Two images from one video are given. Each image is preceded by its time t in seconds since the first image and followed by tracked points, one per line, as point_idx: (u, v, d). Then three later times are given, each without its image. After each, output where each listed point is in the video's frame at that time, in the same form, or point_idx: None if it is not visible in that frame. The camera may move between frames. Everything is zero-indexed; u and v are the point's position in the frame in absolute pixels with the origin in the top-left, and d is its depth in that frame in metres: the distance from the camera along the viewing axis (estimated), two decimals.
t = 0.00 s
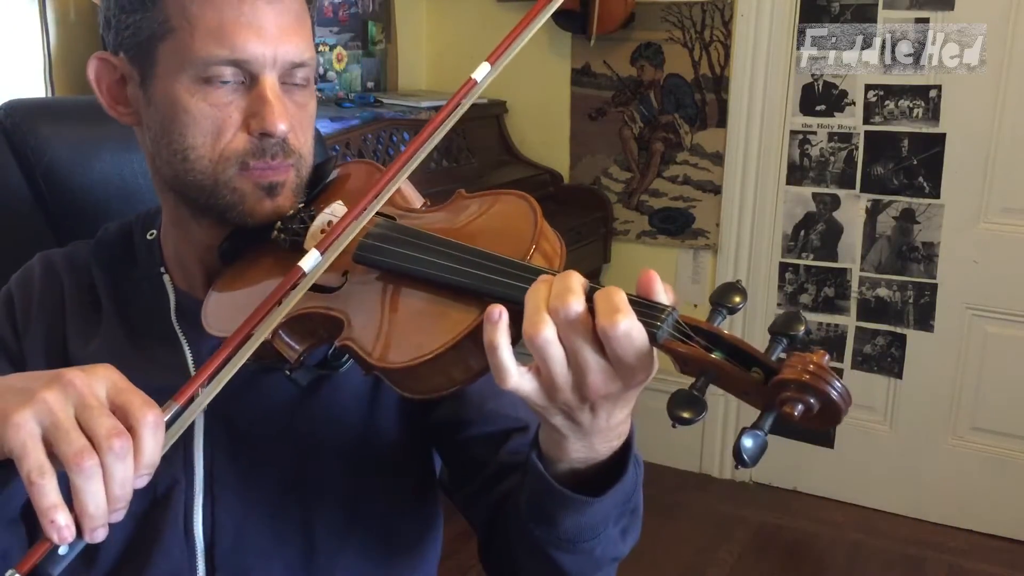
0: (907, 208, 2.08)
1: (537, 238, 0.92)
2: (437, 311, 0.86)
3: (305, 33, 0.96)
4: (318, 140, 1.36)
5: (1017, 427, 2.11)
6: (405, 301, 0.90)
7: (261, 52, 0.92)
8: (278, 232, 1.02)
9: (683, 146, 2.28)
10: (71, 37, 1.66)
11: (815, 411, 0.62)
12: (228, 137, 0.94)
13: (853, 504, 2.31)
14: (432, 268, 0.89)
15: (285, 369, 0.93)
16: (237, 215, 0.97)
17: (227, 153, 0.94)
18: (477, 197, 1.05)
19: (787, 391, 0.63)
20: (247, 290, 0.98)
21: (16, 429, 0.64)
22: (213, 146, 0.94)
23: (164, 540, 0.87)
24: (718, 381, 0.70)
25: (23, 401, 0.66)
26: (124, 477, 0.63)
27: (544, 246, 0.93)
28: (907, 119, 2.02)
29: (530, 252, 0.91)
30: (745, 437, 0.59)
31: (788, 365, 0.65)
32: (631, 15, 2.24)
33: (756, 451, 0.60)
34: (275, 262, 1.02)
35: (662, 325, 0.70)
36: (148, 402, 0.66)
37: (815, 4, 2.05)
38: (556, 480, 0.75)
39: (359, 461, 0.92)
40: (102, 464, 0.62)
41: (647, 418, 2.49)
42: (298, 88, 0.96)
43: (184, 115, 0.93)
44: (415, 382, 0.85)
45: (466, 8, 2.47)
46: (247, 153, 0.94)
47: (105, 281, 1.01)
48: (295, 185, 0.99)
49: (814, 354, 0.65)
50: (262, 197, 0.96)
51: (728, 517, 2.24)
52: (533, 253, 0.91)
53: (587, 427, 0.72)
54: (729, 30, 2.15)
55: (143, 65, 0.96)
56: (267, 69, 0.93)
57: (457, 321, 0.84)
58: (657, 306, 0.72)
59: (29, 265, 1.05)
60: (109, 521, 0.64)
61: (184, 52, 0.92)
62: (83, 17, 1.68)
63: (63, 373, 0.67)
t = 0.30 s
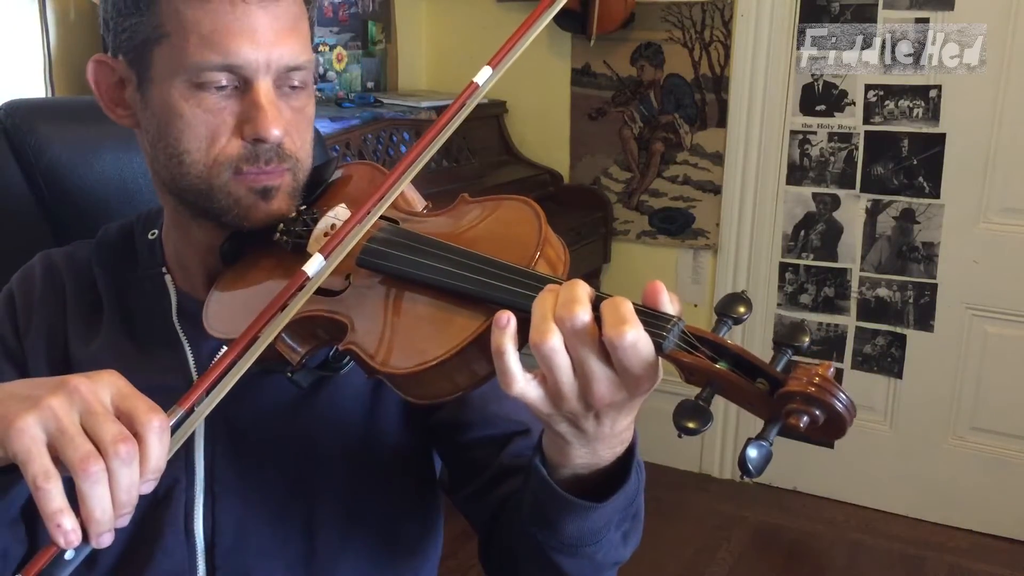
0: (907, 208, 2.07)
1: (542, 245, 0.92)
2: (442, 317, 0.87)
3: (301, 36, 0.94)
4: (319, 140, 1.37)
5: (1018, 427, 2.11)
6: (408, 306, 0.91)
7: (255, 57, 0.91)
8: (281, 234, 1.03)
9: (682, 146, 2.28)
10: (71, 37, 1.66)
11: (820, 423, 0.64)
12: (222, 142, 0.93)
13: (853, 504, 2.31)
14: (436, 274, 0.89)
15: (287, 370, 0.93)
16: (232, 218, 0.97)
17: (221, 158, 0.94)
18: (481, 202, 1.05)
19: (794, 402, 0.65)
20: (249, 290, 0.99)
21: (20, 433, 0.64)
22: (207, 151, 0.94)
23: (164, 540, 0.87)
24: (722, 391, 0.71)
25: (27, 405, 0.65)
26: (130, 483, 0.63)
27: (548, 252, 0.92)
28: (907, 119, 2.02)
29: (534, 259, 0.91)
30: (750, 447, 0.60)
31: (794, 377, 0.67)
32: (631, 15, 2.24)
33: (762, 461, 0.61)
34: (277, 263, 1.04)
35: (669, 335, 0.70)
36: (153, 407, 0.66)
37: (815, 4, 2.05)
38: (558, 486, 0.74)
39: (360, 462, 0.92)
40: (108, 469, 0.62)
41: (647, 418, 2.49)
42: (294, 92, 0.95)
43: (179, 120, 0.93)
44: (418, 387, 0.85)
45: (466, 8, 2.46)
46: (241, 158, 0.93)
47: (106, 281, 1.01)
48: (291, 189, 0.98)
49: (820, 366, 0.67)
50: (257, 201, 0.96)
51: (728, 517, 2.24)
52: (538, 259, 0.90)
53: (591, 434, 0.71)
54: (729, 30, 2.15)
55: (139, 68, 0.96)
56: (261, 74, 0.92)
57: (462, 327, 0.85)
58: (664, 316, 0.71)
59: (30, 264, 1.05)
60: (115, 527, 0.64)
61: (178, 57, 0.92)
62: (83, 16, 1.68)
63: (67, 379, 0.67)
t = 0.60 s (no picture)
0: (907, 208, 2.08)
1: (547, 253, 0.92)
2: (447, 324, 0.87)
3: (287, 47, 0.92)
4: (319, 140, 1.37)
5: (1018, 427, 2.11)
6: (412, 314, 0.91)
7: (234, 69, 0.89)
8: (283, 239, 1.04)
9: (682, 146, 2.28)
10: (70, 36, 1.65)
11: (828, 436, 0.65)
12: (202, 152, 0.93)
13: (853, 504, 2.31)
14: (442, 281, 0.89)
15: (290, 374, 0.92)
16: (213, 227, 0.96)
17: (200, 168, 0.93)
18: (483, 208, 1.05)
19: (802, 415, 0.65)
20: (251, 294, 1.00)
21: (2, 470, 0.59)
22: (188, 160, 0.93)
23: (167, 542, 0.87)
24: (728, 404, 0.71)
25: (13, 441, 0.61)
26: (120, 522, 0.58)
27: (552, 260, 0.93)
28: (907, 119, 2.02)
29: (540, 266, 0.91)
30: (757, 460, 0.60)
31: (801, 391, 0.67)
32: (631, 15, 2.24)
33: (768, 473, 0.61)
34: (278, 267, 1.04)
35: (675, 347, 0.71)
36: (144, 442, 0.60)
37: (815, 4, 2.05)
38: (563, 493, 0.74)
39: (362, 464, 0.92)
40: (97, 508, 0.58)
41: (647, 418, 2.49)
42: (281, 103, 0.93)
43: (161, 128, 0.93)
44: (425, 396, 0.85)
45: (466, 8, 2.46)
46: (219, 169, 0.92)
47: (107, 282, 1.01)
48: (274, 200, 0.97)
49: (827, 379, 0.67)
50: (237, 212, 0.95)
51: (728, 517, 2.24)
52: (542, 267, 0.91)
53: (596, 443, 0.71)
54: (729, 30, 2.15)
55: (131, 72, 0.96)
56: (242, 86, 0.90)
57: (468, 335, 0.85)
58: (671, 327, 0.72)
59: (31, 265, 1.05)
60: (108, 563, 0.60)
61: (161, 65, 0.91)
62: (83, 16, 1.68)
63: (56, 413, 0.62)
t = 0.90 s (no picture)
0: (907, 208, 2.08)
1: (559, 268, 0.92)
2: (458, 339, 0.87)
3: (300, 56, 0.92)
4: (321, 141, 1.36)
5: (1017, 427, 2.11)
6: (422, 326, 0.91)
7: (247, 78, 0.89)
8: (289, 246, 1.03)
9: (682, 146, 2.27)
10: (70, 37, 1.65)
11: (844, 461, 0.65)
12: (213, 160, 0.93)
13: (853, 505, 2.31)
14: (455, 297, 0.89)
15: (296, 382, 0.93)
16: (221, 234, 0.96)
17: (211, 176, 0.93)
18: (491, 217, 1.04)
19: (817, 440, 0.66)
20: (257, 300, 1.00)
21: None
22: (198, 167, 0.93)
23: (172, 544, 0.88)
24: (744, 425, 0.72)
25: None
26: None
27: (563, 274, 0.93)
28: (907, 119, 2.02)
29: (552, 282, 0.91)
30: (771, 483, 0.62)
31: (818, 416, 0.69)
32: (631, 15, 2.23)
33: (784, 496, 0.63)
34: (284, 274, 1.04)
35: (692, 368, 0.73)
36: (86, 542, 0.62)
37: (815, 4, 2.05)
38: (573, 508, 0.74)
39: (367, 470, 0.93)
40: None
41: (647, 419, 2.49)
42: (292, 111, 0.93)
43: (172, 134, 0.93)
44: (436, 410, 0.85)
45: (466, 8, 2.46)
46: (230, 177, 0.92)
47: (109, 286, 1.01)
48: (283, 208, 0.97)
49: (843, 405, 0.68)
50: (246, 219, 0.95)
51: (728, 517, 2.25)
52: (555, 282, 0.91)
53: (608, 460, 0.71)
54: (729, 30, 2.15)
55: (140, 76, 0.95)
56: (254, 94, 0.90)
57: (480, 350, 0.85)
58: (686, 347, 0.74)
59: (31, 267, 1.05)
60: None
61: (173, 71, 0.91)
62: (82, 16, 1.67)
63: None
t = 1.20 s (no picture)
0: (907, 208, 2.08)
1: (565, 274, 0.92)
2: (462, 344, 0.87)
3: (306, 54, 0.92)
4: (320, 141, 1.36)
5: (1017, 427, 2.11)
6: (426, 331, 0.90)
7: (253, 75, 0.89)
8: (292, 248, 1.03)
9: (683, 146, 2.27)
10: (70, 37, 1.65)
11: (852, 470, 0.66)
12: (218, 158, 0.92)
13: (853, 505, 2.31)
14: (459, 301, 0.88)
15: (300, 386, 0.93)
16: (224, 233, 0.95)
17: (215, 175, 0.93)
18: (497, 222, 1.04)
19: (826, 450, 0.67)
20: (259, 301, 0.99)
21: None
22: (203, 165, 0.93)
23: (173, 546, 0.88)
24: (752, 434, 0.73)
25: None
26: None
27: (569, 280, 0.93)
28: (907, 119, 2.02)
29: (558, 287, 0.91)
30: (779, 492, 0.62)
31: (826, 426, 0.69)
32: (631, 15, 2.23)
33: (791, 505, 0.63)
34: (288, 275, 1.04)
35: (698, 377, 0.73)
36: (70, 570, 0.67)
37: (815, 4, 2.05)
38: (579, 514, 0.74)
39: (369, 473, 0.93)
40: None
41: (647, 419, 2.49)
42: (297, 110, 0.93)
43: (176, 132, 0.93)
44: (440, 415, 0.85)
45: (466, 8, 2.46)
46: (235, 176, 0.92)
47: (109, 287, 1.01)
48: (286, 208, 0.96)
49: (851, 414, 0.69)
50: (249, 219, 0.94)
51: (727, 517, 2.25)
52: (560, 287, 0.91)
53: (616, 468, 0.71)
54: (729, 30, 2.15)
55: (143, 74, 0.95)
56: (260, 92, 0.90)
57: (485, 356, 0.85)
58: (694, 356, 0.75)
59: (30, 267, 1.05)
60: None
61: (178, 69, 0.91)
62: (82, 17, 1.67)
63: None
